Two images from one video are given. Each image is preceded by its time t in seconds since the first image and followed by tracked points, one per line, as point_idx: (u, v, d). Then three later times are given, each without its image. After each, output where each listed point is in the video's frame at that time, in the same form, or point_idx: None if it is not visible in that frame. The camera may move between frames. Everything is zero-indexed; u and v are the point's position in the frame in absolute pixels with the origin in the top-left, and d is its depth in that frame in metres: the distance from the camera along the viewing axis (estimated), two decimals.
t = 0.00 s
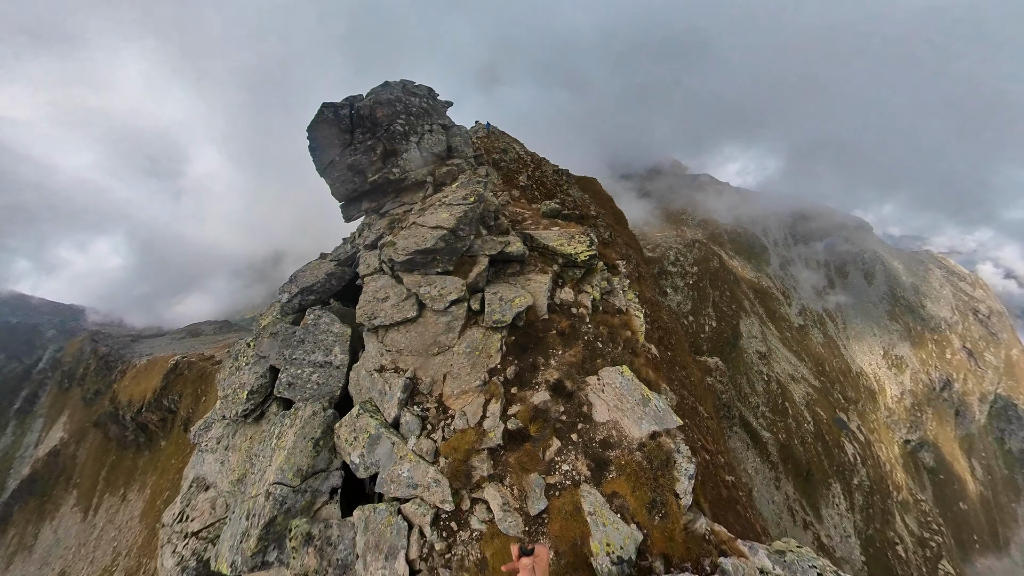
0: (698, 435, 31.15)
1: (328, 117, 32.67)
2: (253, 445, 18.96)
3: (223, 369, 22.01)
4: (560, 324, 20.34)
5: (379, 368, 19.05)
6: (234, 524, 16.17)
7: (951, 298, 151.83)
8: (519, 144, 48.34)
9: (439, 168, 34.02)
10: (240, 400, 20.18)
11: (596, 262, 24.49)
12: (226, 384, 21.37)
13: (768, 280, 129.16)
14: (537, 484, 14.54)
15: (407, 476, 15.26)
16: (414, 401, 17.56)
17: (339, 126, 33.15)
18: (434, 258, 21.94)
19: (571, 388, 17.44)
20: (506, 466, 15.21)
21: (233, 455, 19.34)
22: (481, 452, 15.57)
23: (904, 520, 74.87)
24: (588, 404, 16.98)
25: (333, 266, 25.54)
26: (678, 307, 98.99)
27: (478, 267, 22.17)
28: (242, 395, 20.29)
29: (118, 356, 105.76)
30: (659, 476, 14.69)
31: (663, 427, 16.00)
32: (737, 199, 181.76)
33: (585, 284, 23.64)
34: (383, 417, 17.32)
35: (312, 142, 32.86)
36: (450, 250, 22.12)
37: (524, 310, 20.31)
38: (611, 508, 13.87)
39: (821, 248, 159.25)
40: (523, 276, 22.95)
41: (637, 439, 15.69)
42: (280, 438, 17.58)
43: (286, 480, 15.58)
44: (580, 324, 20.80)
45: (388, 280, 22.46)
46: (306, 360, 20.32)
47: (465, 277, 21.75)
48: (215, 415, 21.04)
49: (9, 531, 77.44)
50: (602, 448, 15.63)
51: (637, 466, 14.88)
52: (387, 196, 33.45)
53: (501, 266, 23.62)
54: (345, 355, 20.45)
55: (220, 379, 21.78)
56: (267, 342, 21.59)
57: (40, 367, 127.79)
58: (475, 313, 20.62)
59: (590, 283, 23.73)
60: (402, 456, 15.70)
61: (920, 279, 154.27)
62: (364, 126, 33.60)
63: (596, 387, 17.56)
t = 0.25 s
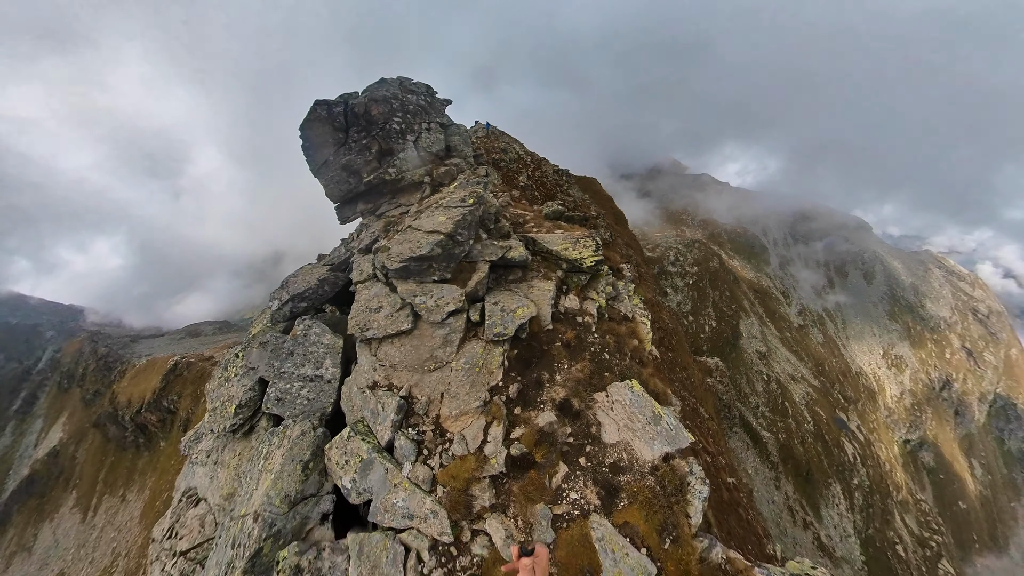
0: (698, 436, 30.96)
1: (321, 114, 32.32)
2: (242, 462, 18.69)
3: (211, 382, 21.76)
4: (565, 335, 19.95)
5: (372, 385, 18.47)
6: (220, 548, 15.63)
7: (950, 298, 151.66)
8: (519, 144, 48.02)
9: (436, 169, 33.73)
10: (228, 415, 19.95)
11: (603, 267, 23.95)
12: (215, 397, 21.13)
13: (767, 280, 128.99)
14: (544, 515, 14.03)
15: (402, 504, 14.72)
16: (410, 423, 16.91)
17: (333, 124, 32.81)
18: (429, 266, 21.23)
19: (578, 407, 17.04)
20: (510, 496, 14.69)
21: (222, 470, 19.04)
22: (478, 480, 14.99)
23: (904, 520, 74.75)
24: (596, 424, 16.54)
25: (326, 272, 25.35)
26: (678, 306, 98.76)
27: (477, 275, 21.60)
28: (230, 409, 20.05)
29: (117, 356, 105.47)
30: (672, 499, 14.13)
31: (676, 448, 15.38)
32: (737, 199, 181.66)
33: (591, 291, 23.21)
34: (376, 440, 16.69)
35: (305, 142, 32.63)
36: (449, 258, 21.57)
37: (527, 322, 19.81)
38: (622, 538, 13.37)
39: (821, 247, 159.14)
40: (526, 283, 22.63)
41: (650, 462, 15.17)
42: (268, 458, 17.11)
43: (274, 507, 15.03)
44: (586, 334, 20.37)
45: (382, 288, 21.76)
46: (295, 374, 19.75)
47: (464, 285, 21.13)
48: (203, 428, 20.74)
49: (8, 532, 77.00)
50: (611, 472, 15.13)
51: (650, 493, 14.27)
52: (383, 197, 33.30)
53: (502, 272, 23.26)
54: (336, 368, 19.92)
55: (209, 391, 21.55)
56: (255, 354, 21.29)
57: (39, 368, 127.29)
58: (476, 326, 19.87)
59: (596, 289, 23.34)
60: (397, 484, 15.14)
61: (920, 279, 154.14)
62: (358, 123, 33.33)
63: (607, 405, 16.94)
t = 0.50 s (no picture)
0: (699, 439, 30.56)
1: (312, 115, 32.14)
2: (233, 479, 17.78)
3: (202, 396, 21.33)
4: (567, 349, 18.64)
5: (361, 408, 16.55)
6: None
7: (949, 299, 151.69)
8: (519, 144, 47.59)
9: (430, 172, 33.65)
10: (217, 431, 19.31)
11: (605, 276, 22.87)
12: (205, 412, 20.52)
13: (767, 280, 128.80)
14: (542, 552, 12.57)
15: (394, 535, 13.10)
16: (400, 452, 15.05)
17: (325, 125, 32.63)
18: (420, 278, 19.42)
19: (580, 433, 15.57)
20: (508, 530, 13.07)
21: (213, 487, 18.01)
22: (477, 516, 13.21)
23: (905, 520, 74.52)
24: (598, 448, 15.15)
25: (316, 281, 24.43)
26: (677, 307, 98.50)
27: (473, 287, 19.96)
28: (219, 425, 19.38)
29: (116, 357, 105.15)
30: (681, 529, 13.26)
31: (681, 474, 14.54)
32: (736, 200, 181.40)
33: (592, 301, 22.05)
34: (366, 467, 14.90)
35: (298, 145, 32.42)
36: (443, 271, 19.85)
37: (526, 338, 18.30)
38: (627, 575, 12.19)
39: (820, 248, 158.94)
40: (525, 294, 21.18)
41: (655, 490, 14.06)
42: (256, 480, 15.68)
43: (262, 534, 13.62)
44: (588, 348, 19.06)
45: (371, 300, 19.95)
46: (282, 393, 18.17)
47: (458, 299, 19.49)
48: (194, 442, 20.25)
49: (6, 533, 76.34)
50: (615, 503, 13.82)
51: (657, 525, 13.16)
52: (377, 201, 33.16)
53: (500, 282, 21.78)
54: (325, 387, 18.38)
55: (200, 405, 21.09)
56: (245, 368, 20.54)
57: (38, 368, 126.76)
58: (473, 343, 18.22)
59: (598, 299, 22.21)
60: (388, 515, 13.45)
61: (919, 280, 153.89)
62: (351, 124, 33.12)
63: (611, 428, 15.72)
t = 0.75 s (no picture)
0: (700, 441, 30.53)
1: (304, 116, 32.04)
2: (224, 491, 17.41)
3: (196, 403, 21.19)
4: (567, 362, 17.83)
5: (352, 424, 16.15)
6: None
7: (949, 299, 151.44)
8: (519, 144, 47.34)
9: (426, 174, 33.27)
10: (209, 440, 19.01)
11: (607, 283, 21.58)
12: (198, 419, 20.36)
13: (767, 281, 128.45)
14: None
15: (386, 554, 12.90)
16: (392, 471, 14.60)
17: (318, 126, 32.58)
18: (413, 289, 18.55)
19: (580, 452, 14.81)
20: (502, 554, 12.65)
21: (205, 499, 17.75)
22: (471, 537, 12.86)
23: (905, 522, 74.33)
24: (598, 467, 14.44)
25: (308, 287, 23.87)
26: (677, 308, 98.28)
27: (468, 297, 18.99)
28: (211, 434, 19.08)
29: (116, 357, 105.08)
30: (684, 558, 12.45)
31: (684, 494, 13.54)
32: (736, 200, 181.12)
33: (593, 309, 21.02)
34: (358, 486, 14.57)
35: (292, 147, 32.26)
36: (435, 282, 18.70)
37: (523, 351, 17.41)
38: None
39: (820, 248, 158.66)
40: (524, 302, 20.21)
41: (658, 513, 13.20)
42: (247, 495, 15.62)
43: (251, 551, 13.52)
44: (588, 360, 18.22)
45: (363, 311, 19.24)
46: (272, 405, 17.89)
47: (453, 310, 18.61)
48: (186, 450, 19.98)
49: (5, 534, 76.01)
50: (616, 526, 13.14)
51: (658, 552, 12.44)
52: (372, 204, 33.01)
53: (497, 290, 20.80)
54: (317, 399, 17.83)
55: (194, 412, 20.93)
56: (237, 376, 20.22)
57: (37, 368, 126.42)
58: (468, 357, 17.45)
59: (599, 307, 21.14)
60: (379, 535, 13.18)
61: (920, 280, 153.57)
62: (344, 125, 33.02)
63: (610, 446, 14.89)
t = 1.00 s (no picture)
0: (700, 443, 30.25)
1: (292, 115, 31.91)
2: (209, 505, 16.51)
3: (183, 412, 20.81)
4: (566, 374, 17.25)
5: (335, 441, 15.53)
6: None
7: (948, 300, 151.37)
8: (518, 144, 47.07)
9: (420, 173, 32.81)
10: (194, 452, 18.37)
11: (609, 290, 20.76)
12: (184, 428, 20.05)
13: (766, 280, 128.20)
14: None
15: None
16: (376, 495, 13.77)
17: (307, 126, 32.44)
18: (399, 299, 17.84)
19: (578, 476, 13.94)
20: None
21: (191, 514, 16.88)
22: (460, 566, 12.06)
23: (905, 521, 74.21)
24: (598, 490, 13.68)
25: (297, 292, 23.65)
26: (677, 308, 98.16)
27: (459, 307, 18.24)
28: (196, 444, 18.53)
29: (116, 357, 104.92)
30: None
31: (688, 517, 13.04)
32: (735, 200, 180.93)
33: (593, 316, 20.54)
34: (342, 506, 13.88)
35: (282, 146, 32.11)
36: (423, 290, 18.01)
37: (518, 365, 16.61)
38: None
39: (819, 248, 158.50)
40: (520, 310, 19.57)
41: (661, 540, 12.65)
42: (228, 514, 15.03)
43: None
44: (588, 371, 17.71)
45: (349, 322, 18.70)
46: (255, 419, 17.60)
47: (443, 320, 17.81)
48: (173, 460, 19.57)
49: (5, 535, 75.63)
50: (615, 554, 12.45)
51: None
52: (365, 205, 32.59)
53: (492, 296, 20.15)
54: (301, 413, 17.44)
55: (181, 421, 20.59)
56: (222, 384, 19.98)
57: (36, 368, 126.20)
58: (458, 370, 16.61)
59: (599, 314, 20.67)
60: (363, 559, 12.69)
61: (919, 280, 153.45)
62: (334, 124, 32.93)
63: (611, 468, 14.15)
